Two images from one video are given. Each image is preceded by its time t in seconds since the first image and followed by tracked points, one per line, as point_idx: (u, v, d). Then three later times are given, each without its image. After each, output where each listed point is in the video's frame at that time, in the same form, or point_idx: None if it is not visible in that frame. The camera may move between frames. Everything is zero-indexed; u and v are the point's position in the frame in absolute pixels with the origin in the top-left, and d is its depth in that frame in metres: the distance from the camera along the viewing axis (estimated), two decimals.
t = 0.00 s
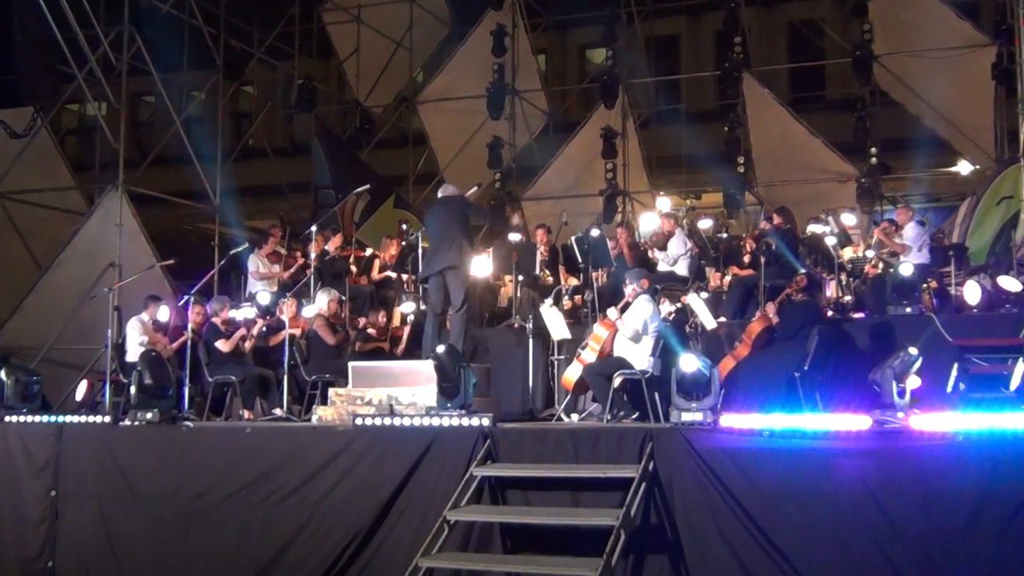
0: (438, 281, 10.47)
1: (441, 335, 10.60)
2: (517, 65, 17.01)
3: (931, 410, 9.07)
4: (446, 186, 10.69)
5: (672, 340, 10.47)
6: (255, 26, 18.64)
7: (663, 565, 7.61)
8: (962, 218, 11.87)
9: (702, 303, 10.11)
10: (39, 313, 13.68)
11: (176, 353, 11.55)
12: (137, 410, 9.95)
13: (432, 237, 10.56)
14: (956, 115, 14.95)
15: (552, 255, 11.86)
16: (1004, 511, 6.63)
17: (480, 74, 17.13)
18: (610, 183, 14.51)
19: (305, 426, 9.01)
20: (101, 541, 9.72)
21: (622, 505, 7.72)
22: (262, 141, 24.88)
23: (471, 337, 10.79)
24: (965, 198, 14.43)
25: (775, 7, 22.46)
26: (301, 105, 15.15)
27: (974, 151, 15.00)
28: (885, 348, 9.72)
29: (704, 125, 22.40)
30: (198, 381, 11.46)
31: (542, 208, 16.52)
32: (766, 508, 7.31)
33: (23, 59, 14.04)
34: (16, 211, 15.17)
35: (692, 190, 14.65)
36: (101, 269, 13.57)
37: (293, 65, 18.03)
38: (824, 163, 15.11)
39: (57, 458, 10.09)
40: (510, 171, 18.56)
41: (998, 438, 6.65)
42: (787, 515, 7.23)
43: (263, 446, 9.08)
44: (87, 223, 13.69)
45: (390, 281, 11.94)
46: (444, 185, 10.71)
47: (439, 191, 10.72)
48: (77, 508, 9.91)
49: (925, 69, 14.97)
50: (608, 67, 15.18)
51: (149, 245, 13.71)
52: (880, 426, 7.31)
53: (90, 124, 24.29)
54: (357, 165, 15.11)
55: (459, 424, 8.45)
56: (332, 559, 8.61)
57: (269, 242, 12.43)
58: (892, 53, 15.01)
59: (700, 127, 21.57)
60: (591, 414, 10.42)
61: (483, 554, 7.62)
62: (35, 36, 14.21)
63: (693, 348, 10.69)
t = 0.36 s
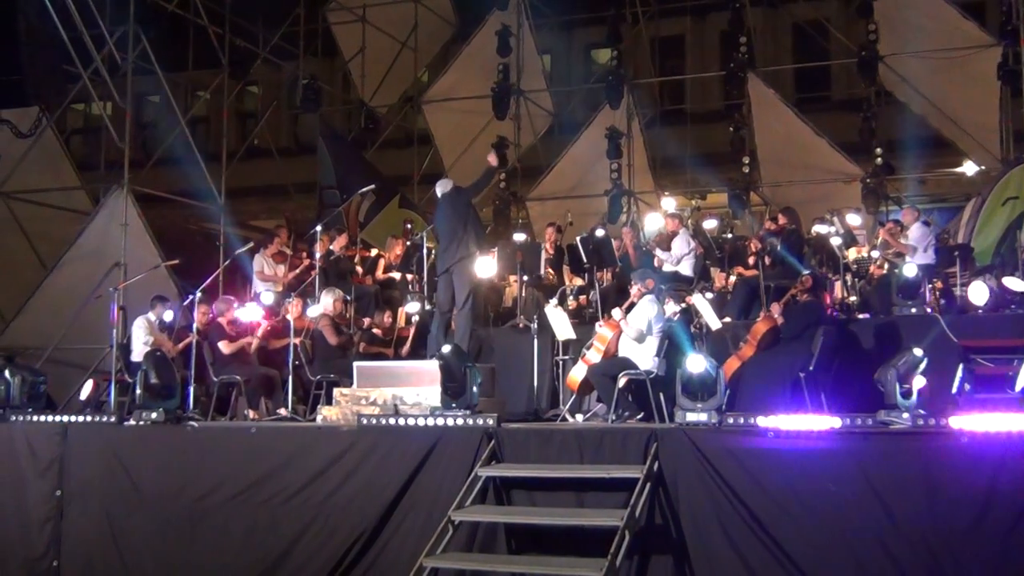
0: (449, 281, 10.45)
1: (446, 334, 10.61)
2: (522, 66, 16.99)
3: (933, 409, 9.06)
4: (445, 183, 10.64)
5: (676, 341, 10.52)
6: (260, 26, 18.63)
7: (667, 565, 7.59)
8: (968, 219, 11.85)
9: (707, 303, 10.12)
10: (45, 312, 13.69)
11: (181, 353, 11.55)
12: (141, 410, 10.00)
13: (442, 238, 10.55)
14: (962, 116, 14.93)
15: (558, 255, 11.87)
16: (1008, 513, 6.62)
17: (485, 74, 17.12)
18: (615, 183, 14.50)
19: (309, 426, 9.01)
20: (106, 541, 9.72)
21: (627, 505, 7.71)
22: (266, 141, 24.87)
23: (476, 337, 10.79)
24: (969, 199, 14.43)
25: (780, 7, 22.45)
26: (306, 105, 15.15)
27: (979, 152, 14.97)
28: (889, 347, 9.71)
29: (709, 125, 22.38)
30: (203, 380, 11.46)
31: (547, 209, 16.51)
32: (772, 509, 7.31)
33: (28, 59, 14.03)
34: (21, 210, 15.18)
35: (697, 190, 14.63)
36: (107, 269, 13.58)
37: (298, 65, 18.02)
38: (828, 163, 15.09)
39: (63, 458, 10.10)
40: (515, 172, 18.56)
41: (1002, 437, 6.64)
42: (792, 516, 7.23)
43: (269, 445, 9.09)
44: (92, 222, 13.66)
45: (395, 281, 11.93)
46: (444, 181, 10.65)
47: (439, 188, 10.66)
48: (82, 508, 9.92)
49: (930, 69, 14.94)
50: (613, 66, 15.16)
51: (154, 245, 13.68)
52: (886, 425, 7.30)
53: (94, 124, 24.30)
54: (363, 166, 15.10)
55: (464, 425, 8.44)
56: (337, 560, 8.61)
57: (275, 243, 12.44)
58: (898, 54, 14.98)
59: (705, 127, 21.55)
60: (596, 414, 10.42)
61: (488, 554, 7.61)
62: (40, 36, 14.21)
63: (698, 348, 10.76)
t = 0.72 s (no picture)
0: (448, 282, 10.48)
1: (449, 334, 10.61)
2: (525, 67, 16.98)
3: (937, 409, 9.05)
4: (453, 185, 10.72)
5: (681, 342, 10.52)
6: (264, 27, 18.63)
7: (671, 565, 7.57)
8: (971, 219, 11.85)
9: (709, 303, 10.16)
10: (49, 312, 13.71)
11: (184, 353, 11.54)
12: (145, 410, 9.97)
13: (442, 240, 10.56)
14: (964, 115, 14.94)
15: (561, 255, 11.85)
16: (1011, 514, 6.62)
17: (488, 75, 17.12)
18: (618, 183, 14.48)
19: (313, 427, 9.02)
20: (109, 542, 9.73)
21: (630, 505, 7.71)
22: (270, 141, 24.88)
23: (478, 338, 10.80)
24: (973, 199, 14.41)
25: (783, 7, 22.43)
26: (309, 106, 15.15)
27: (982, 152, 14.97)
28: (892, 347, 9.72)
29: (712, 125, 22.36)
30: (206, 381, 11.46)
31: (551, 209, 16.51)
32: (774, 508, 7.30)
33: (31, 60, 14.03)
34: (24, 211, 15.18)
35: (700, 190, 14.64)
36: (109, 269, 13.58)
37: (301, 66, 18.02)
38: (831, 163, 15.08)
39: (66, 458, 10.10)
40: (518, 172, 18.55)
41: (1006, 437, 6.65)
42: (794, 513, 7.23)
43: (273, 446, 9.09)
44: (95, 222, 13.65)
45: (398, 281, 11.90)
46: (452, 183, 10.74)
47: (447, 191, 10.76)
48: (86, 508, 9.92)
49: (933, 69, 14.93)
50: (616, 67, 15.15)
51: (157, 245, 13.66)
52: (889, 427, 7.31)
53: (98, 125, 24.31)
54: (366, 166, 15.11)
55: (467, 424, 8.45)
56: (340, 560, 8.61)
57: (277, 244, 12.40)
58: (901, 54, 14.97)
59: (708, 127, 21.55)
60: (599, 414, 10.43)
61: (491, 554, 7.61)
62: (43, 37, 14.21)
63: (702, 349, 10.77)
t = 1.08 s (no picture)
0: (452, 282, 10.47)
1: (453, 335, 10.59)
2: (527, 66, 16.95)
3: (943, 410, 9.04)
4: (460, 181, 10.66)
5: (687, 341, 10.51)
6: (267, 27, 18.64)
7: (676, 565, 7.58)
8: (975, 218, 11.84)
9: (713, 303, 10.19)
10: (55, 313, 13.66)
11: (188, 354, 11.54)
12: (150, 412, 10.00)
13: (447, 239, 10.54)
14: (967, 114, 14.94)
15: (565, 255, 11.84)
16: (1017, 515, 6.62)
17: (491, 74, 17.11)
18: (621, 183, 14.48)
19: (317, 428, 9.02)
20: (114, 542, 9.74)
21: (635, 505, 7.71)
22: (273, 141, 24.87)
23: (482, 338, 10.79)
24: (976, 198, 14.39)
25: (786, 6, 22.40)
26: (313, 106, 15.15)
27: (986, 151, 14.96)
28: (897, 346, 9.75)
29: (715, 125, 22.34)
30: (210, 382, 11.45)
31: (554, 209, 16.50)
32: (777, 506, 7.30)
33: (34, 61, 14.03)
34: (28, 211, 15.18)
35: (703, 190, 14.63)
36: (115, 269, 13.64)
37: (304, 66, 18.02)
38: (835, 162, 15.07)
39: (71, 459, 10.11)
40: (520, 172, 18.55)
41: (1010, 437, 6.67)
42: (797, 512, 7.23)
43: (278, 446, 9.10)
44: (99, 223, 13.65)
45: (402, 281, 11.88)
46: (458, 180, 10.69)
47: (454, 187, 10.70)
48: (90, 509, 9.93)
49: (936, 67, 14.92)
50: (619, 67, 15.14)
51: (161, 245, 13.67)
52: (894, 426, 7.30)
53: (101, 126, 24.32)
54: (369, 166, 15.10)
55: (471, 424, 8.45)
56: (344, 561, 8.62)
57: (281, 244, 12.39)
58: (904, 54, 14.97)
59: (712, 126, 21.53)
60: (603, 414, 10.46)
61: (495, 554, 7.62)
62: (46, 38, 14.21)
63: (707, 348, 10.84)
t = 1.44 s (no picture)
0: (455, 283, 10.51)
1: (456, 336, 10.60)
2: (530, 67, 16.92)
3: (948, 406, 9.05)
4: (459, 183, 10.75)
5: (691, 341, 10.60)
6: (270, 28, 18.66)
7: (680, 564, 7.58)
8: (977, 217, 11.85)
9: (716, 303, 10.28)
10: (62, 313, 13.68)
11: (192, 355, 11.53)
12: (154, 413, 10.03)
13: (449, 241, 10.59)
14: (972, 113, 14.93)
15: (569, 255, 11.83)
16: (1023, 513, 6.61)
17: (493, 75, 17.09)
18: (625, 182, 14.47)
19: (321, 427, 9.04)
20: (118, 543, 9.76)
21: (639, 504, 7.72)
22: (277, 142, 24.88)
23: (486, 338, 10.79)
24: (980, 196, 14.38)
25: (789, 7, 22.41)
26: (316, 107, 15.17)
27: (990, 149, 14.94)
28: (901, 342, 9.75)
29: (718, 125, 22.34)
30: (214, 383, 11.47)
31: (558, 209, 16.48)
32: (781, 505, 7.30)
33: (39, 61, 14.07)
34: (32, 213, 15.21)
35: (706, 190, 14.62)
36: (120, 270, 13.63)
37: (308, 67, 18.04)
38: (836, 159, 15.06)
39: (75, 460, 10.13)
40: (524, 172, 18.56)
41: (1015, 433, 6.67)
42: (802, 510, 7.22)
43: (283, 446, 9.12)
44: (104, 224, 13.68)
45: (406, 282, 11.87)
46: (458, 182, 10.76)
47: (453, 189, 10.75)
48: (94, 509, 9.95)
49: (938, 65, 14.94)
50: (622, 67, 15.15)
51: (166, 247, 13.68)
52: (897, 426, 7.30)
53: (105, 127, 24.35)
54: (373, 166, 15.11)
55: (476, 424, 8.46)
56: (348, 561, 8.63)
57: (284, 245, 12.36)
58: (907, 53, 14.97)
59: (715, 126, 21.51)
60: (607, 414, 10.54)
61: (499, 553, 7.63)
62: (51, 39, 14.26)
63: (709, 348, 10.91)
